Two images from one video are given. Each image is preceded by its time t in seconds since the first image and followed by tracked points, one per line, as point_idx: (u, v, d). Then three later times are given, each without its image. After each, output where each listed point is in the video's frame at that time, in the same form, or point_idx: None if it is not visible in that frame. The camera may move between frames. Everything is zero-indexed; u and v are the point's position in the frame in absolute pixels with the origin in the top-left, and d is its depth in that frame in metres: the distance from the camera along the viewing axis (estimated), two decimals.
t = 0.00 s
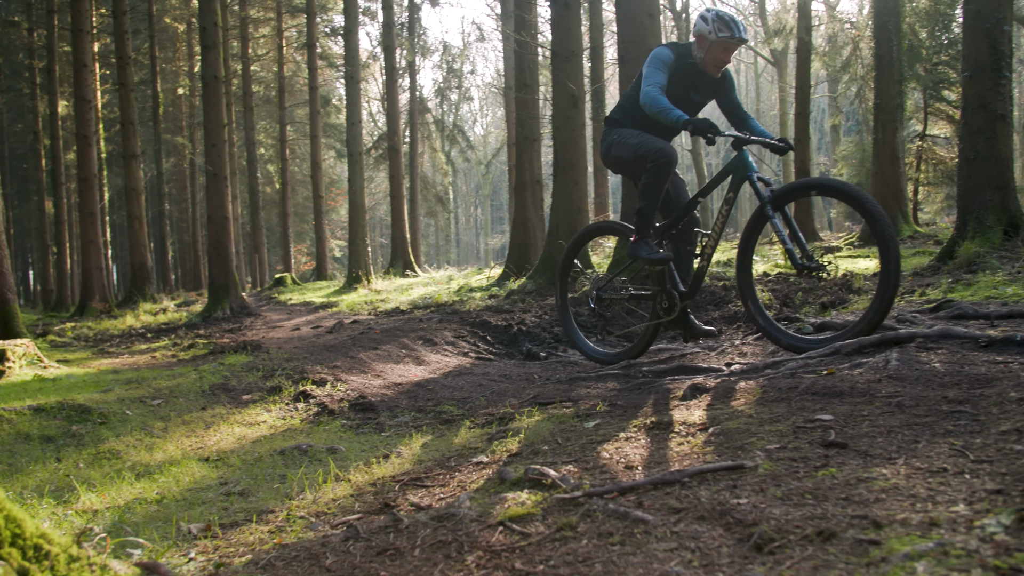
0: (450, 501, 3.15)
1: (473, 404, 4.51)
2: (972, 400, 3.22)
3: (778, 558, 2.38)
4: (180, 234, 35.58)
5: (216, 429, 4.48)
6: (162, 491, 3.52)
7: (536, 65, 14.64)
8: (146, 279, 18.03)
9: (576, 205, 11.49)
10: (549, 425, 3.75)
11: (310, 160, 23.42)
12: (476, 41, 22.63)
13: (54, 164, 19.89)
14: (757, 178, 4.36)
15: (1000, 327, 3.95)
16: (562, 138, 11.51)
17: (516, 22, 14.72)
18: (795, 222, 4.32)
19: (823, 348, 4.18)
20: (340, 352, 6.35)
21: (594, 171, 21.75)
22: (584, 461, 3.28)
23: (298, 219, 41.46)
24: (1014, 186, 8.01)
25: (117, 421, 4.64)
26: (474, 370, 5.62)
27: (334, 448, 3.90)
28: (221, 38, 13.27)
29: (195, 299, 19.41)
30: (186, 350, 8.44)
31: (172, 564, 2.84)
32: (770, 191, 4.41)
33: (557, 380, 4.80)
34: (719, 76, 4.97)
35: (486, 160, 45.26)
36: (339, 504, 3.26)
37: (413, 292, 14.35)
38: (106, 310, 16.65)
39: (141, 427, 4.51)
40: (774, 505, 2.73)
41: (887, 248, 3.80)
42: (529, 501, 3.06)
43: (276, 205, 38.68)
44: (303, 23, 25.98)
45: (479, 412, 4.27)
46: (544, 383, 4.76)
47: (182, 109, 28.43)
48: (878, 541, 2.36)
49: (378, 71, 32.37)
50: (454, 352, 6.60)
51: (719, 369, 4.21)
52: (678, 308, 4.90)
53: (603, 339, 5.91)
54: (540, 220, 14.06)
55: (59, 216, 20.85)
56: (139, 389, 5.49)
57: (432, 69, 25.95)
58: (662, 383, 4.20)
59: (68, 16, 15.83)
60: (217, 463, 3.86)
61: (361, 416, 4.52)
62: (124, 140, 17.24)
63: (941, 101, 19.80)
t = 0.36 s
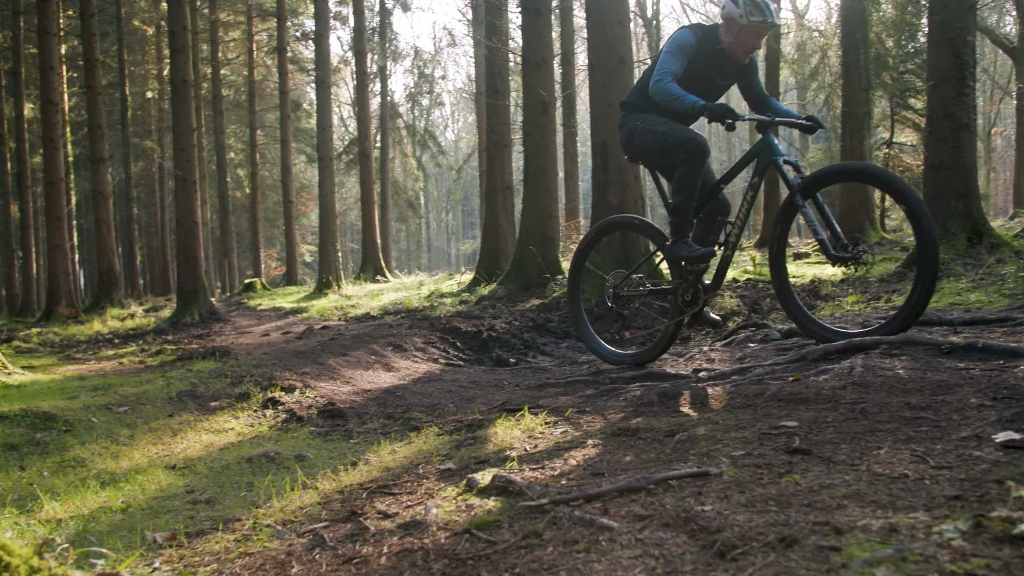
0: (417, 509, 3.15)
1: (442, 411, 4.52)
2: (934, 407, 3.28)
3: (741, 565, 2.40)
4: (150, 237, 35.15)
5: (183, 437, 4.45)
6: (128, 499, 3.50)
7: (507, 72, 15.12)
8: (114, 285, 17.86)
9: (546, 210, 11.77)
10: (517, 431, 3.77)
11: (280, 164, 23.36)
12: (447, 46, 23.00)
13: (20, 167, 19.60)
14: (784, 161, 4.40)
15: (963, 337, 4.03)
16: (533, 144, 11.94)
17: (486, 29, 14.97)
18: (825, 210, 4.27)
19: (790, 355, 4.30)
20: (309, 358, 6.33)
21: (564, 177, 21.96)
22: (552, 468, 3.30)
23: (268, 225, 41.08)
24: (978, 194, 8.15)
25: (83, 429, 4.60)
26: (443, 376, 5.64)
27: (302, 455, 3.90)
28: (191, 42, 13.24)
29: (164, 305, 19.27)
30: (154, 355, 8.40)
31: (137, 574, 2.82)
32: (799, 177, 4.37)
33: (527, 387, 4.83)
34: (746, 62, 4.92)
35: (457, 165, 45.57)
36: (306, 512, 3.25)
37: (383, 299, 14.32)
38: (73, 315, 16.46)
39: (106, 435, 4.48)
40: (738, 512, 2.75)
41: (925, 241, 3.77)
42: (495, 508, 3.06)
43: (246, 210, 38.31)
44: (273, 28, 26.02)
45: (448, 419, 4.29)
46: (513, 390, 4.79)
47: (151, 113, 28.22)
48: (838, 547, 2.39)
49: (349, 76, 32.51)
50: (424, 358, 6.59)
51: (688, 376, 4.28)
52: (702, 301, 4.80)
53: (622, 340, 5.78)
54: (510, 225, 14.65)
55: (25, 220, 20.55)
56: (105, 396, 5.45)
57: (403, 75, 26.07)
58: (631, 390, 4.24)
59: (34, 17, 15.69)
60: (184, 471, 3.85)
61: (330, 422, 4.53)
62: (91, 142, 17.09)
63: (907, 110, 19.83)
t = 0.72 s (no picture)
0: (381, 519, 3.15)
1: (408, 418, 4.54)
2: (893, 414, 3.34)
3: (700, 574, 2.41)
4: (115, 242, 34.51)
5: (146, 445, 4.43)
6: (89, 509, 3.48)
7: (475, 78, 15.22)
8: (77, 291, 17.62)
9: (514, 217, 11.81)
10: (482, 439, 3.79)
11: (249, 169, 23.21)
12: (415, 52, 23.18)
13: None
14: (805, 144, 4.12)
15: (924, 344, 4.13)
16: (500, 150, 11.99)
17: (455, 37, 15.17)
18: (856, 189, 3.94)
19: (754, 363, 4.37)
20: (275, 366, 6.31)
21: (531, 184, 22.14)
22: (516, 476, 3.31)
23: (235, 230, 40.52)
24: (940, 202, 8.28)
25: (44, 437, 4.55)
26: (410, 383, 5.66)
27: (267, 463, 3.89)
28: (157, 46, 13.14)
29: (130, 311, 19.07)
30: (118, 362, 8.33)
31: None
32: (823, 157, 4.10)
33: (494, 394, 4.91)
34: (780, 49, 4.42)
35: (427, 171, 45.77)
36: (270, 521, 3.24)
37: (352, 305, 14.33)
38: (35, 321, 16.21)
39: (68, 443, 4.44)
40: (699, 520, 2.77)
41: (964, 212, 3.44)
42: (459, 517, 3.06)
43: (212, 215, 37.71)
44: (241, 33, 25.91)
45: (414, 426, 4.31)
46: (479, 397, 4.87)
47: (117, 117, 27.86)
48: (796, 555, 2.41)
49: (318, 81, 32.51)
50: (391, 365, 6.58)
51: (653, 384, 4.36)
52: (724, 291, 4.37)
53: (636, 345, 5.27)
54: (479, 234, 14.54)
55: None
56: (68, 403, 5.41)
57: (371, 81, 26.10)
58: (596, 397, 4.34)
59: None
60: (146, 480, 3.83)
61: (296, 430, 4.55)
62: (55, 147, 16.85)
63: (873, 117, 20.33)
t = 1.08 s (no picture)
0: (339, 527, 3.15)
1: (369, 425, 4.58)
2: (847, 421, 3.39)
3: None
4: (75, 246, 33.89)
5: (104, 453, 4.41)
6: (43, 519, 3.46)
7: (440, 85, 15.13)
8: (36, 295, 17.33)
9: (478, 222, 11.88)
10: (442, 446, 3.81)
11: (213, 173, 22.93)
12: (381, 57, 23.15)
13: None
14: (837, 141, 4.01)
15: (880, 350, 4.23)
16: (465, 157, 12.10)
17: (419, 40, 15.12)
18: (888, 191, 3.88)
19: (715, 369, 4.45)
20: (236, 372, 6.28)
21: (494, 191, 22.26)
22: (474, 484, 3.32)
23: (197, 234, 39.95)
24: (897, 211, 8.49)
25: None
26: (372, 391, 5.69)
27: (226, 471, 3.90)
28: (119, 48, 13.01)
29: (89, 316, 18.78)
30: (76, 369, 8.23)
31: None
32: (855, 156, 4.00)
33: (455, 400, 4.99)
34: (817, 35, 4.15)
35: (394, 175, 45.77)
36: (227, 530, 3.23)
37: (316, 311, 14.36)
38: None
39: (22, 452, 4.41)
40: (654, 528, 2.78)
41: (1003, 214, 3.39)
42: (416, 526, 3.07)
43: (175, 219, 37.21)
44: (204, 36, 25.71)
45: (375, 433, 4.35)
46: (441, 404, 4.93)
47: (78, 118, 27.38)
48: (748, 562, 2.43)
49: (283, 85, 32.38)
50: (354, 371, 6.58)
51: (613, 391, 4.46)
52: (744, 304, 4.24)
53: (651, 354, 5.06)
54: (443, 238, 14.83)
55: None
56: (23, 411, 5.36)
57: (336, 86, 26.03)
58: (556, 405, 4.42)
59: None
60: (103, 489, 3.81)
61: (256, 437, 4.56)
62: (12, 149, 16.55)
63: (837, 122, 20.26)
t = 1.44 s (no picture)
0: (288, 537, 3.14)
1: (323, 432, 4.63)
2: (795, 428, 3.45)
3: None
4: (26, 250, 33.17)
5: (52, 463, 4.39)
6: None
7: (400, 90, 15.60)
8: None
9: (436, 228, 11.84)
10: (395, 454, 3.84)
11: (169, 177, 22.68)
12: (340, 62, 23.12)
13: None
14: (880, 149, 4.01)
15: (830, 359, 4.36)
16: (423, 163, 11.97)
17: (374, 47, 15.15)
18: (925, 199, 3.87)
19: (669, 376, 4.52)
20: (190, 379, 6.25)
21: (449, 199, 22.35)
22: (425, 493, 3.34)
23: (154, 237, 39.23)
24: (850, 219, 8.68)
25: None
26: (327, 397, 5.72)
27: (177, 480, 3.90)
28: (73, 50, 12.91)
29: (40, 322, 18.44)
30: (26, 375, 8.11)
31: None
32: (895, 163, 4.00)
33: (411, 407, 5.05)
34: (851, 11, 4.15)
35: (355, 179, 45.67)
36: (176, 540, 3.21)
37: (272, 316, 14.34)
38: None
39: None
40: (601, 536, 2.78)
41: None
42: (365, 535, 3.06)
43: (132, 222, 36.57)
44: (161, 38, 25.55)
45: (329, 441, 4.39)
46: (396, 410, 4.98)
47: (31, 120, 26.86)
48: (692, 570, 2.45)
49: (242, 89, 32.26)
50: (309, 377, 6.56)
51: (568, 397, 4.54)
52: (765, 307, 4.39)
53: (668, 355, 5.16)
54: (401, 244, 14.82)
55: None
56: None
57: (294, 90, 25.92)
58: (511, 411, 4.48)
59: None
60: (50, 500, 3.79)
61: (209, 445, 4.57)
62: None
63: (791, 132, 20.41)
